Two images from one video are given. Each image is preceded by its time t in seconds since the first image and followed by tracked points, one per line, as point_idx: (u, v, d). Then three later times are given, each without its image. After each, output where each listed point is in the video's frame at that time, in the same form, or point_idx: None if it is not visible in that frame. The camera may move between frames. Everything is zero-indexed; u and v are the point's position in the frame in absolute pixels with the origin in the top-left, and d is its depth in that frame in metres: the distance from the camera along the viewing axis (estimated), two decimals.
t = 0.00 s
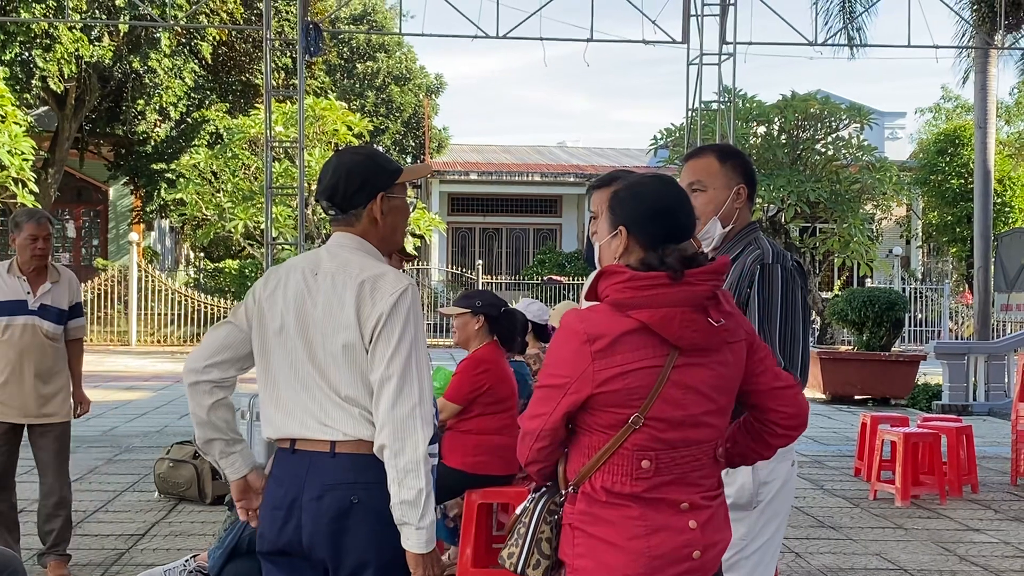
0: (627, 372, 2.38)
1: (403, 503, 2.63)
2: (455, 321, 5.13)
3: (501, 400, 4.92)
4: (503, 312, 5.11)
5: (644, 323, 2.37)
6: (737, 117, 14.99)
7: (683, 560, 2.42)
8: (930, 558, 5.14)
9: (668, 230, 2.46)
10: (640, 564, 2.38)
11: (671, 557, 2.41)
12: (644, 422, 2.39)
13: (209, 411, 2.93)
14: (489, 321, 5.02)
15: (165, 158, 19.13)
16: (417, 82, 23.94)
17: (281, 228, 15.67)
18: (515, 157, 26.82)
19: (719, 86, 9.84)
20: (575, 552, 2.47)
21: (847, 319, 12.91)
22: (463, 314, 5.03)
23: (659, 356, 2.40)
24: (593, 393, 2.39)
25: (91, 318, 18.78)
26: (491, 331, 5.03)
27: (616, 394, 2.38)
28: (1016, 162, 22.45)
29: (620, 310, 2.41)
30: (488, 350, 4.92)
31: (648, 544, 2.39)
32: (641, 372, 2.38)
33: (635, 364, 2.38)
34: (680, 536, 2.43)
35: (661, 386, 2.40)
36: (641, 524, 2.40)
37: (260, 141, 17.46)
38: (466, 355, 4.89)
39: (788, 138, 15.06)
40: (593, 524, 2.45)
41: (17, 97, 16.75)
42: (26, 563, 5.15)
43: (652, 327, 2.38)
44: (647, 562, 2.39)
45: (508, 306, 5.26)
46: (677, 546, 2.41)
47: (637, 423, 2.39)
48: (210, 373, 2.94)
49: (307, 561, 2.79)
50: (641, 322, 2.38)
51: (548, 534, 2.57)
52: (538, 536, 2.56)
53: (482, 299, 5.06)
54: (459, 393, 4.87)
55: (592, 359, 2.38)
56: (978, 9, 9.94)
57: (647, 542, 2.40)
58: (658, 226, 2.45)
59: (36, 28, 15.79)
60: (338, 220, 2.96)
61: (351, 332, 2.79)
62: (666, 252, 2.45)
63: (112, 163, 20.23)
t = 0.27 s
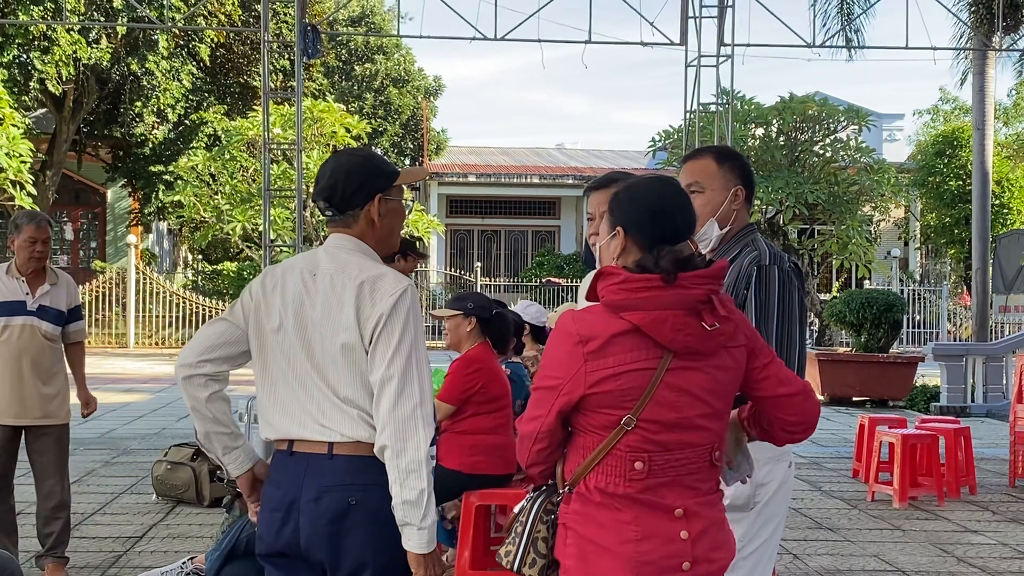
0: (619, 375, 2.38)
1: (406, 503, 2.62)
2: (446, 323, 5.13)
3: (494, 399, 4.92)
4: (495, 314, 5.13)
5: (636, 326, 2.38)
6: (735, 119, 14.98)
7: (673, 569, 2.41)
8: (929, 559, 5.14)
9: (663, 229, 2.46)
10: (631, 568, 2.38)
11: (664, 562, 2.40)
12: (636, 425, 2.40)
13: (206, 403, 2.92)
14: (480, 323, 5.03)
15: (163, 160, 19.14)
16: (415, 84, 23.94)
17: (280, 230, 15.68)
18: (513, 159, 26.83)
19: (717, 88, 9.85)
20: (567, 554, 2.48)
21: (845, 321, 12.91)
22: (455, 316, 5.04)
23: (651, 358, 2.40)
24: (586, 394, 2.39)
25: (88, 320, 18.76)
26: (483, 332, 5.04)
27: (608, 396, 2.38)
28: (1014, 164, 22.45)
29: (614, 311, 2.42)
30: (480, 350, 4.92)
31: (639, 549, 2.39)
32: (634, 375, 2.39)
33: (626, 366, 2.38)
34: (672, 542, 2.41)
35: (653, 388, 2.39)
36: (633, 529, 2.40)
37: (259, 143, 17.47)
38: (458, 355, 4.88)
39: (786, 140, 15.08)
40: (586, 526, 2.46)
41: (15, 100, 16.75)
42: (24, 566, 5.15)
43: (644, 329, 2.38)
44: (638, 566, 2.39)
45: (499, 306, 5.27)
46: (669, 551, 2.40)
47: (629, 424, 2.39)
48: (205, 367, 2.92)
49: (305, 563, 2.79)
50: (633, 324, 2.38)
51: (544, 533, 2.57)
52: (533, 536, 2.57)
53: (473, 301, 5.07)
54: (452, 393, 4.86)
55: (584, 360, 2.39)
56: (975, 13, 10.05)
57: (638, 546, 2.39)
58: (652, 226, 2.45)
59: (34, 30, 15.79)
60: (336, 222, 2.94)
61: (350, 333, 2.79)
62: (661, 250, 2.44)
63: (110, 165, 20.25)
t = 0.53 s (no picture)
0: (617, 380, 2.39)
1: (405, 505, 2.62)
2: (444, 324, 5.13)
3: (491, 400, 4.91)
4: (493, 316, 5.12)
5: (634, 330, 2.37)
6: (733, 120, 14.98)
7: None
8: (926, 560, 5.14)
9: (637, 222, 2.42)
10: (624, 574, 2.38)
11: (659, 569, 2.39)
12: (635, 430, 2.39)
13: (206, 408, 2.92)
14: (478, 325, 5.01)
15: (161, 163, 19.14)
16: (414, 86, 23.91)
17: (278, 232, 15.68)
18: (511, 160, 26.83)
19: (715, 90, 9.85)
20: (566, 556, 2.50)
21: (843, 322, 12.91)
22: (453, 318, 5.04)
23: (651, 364, 2.40)
24: (586, 398, 2.41)
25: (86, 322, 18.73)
26: (480, 334, 5.03)
27: (608, 400, 2.39)
28: (1013, 165, 22.46)
29: (614, 315, 2.42)
30: (476, 352, 4.92)
31: (632, 556, 2.38)
32: (631, 380, 2.39)
33: (624, 372, 2.39)
34: (668, 552, 2.40)
35: (652, 394, 2.39)
36: (628, 535, 2.39)
37: (257, 146, 17.47)
38: (454, 356, 4.88)
39: (784, 141, 15.09)
40: (585, 529, 2.46)
41: (13, 101, 16.73)
42: (22, 568, 5.15)
43: (642, 334, 2.38)
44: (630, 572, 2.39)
45: (497, 308, 5.25)
46: (664, 561, 2.40)
47: (629, 429, 2.39)
48: (202, 374, 2.92)
49: (304, 565, 2.79)
50: (633, 328, 2.38)
51: (548, 533, 2.60)
52: (538, 535, 2.60)
53: (471, 303, 5.06)
54: (448, 394, 4.86)
55: (585, 364, 2.40)
56: (974, 14, 10.13)
57: (633, 552, 2.39)
58: (627, 223, 2.43)
59: (32, 32, 15.77)
60: (337, 221, 2.92)
61: (350, 335, 2.79)
62: (632, 243, 2.41)
63: (108, 167, 20.24)
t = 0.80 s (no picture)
0: (620, 381, 2.39)
1: (406, 499, 2.63)
2: (444, 326, 5.13)
3: (490, 401, 4.90)
4: (494, 318, 5.12)
5: (637, 331, 2.37)
6: (732, 121, 14.99)
7: None
8: (925, 562, 5.14)
9: (640, 224, 2.42)
10: None
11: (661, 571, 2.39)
12: (638, 431, 2.40)
13: (212, 420, 2.93)
14: (478, 327, 5.01)
15: (160, 164, 19.14)
16: (412, 87, 23.94)
17: (276, 233, 15.70)
18: (510, 161, 26.85)
19: (713, 90, 9.87)
20: (570, 557, 2.51)
21: (841, 323, 12.91)
22: (454, 319, 5.04)
23: (654, 365, 2.40)
24: (589, 400, 2.41)
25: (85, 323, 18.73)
26: (480, 335, 5.03)
27: (610, 402, 2.39)
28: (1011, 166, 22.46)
29: (616, 317, 2.42)
30: (476, 353, 4.91)
31: (634, 558, 2.39)
32: (634, 382, 2.39)
33: (628, 373, 2.39)
34: (671, 554, 2.40)
35: (655, 395, 2.39)
36: (630, 537, 2.40)
37: (255, 147, 17.49)
38: (454, 357, 4.87)
39: (782, 142, 15.11)
40: (588, 531, 2.47)
41: (11, 103, 16.74)
42: (21, 569, 5.15)
43: (644, 335, 2.38)
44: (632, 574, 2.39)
45: (498, 310, 5.25)
46: (667, 561, 2.39)
47: (631, 430, 2.39)
48: (206, 384, 2.93)
49: (305, 568, 2.79)
50: (636, 330, 2.38)
51: (552, 535, 2.61)
52: (542, 537, 2.61)
53: (472, 305, 5.06)
54: (447, 395, 4.86)
55: (587, 366, 2.41)
56: (972, 15, 10.17)
57: (635, 555, 2.39)
58: (630, 225, 2.44)
59: (31, 33, 15.79)
60: (344, 221, 2.90)
61: (350, 336, 2.79)
62: (634, 245, 2.42)
63: (107, 168, 20.23)
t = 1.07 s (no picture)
0: (626, 377, 2.38)
1: (407, 483, 2.64)
2: (445, 325, 5.13)
3: (490, 401, 4.90)
4: (494, 318, 5.11)
5: (642, 327, 2.37)
6: (730, 121, 15.00)
7: None
8: (924, 561, 5.14)
9: (643, 223, 2.43)
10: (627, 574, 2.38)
11: (663, 569, 2.39)
12: (642, 428, 2.39)
13: (213, 418, 2.93)
14: (478, 326, 5.00)
15: (158, 164, 19.12)
16: (411, 87, 23.94)
17: (274, 233, 15.71)
18: (508, 161, 26.85)
19: (711, 90, 9.87)
20: (571, 556, 2.50)
21: (840, 322, 12.91)
22: (454, 318, 5.03)
23: (659, 361, 2.39)
24: (594, 396, 2.40)
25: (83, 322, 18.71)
26: (481, 334, 5.02)
27: (615, 398, 2.39)
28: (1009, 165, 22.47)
29: (620, 313, 2.42)
30: (477, 352, 4.91)
31: (636, 555, 2.38)
32: (639, 378, 2.38)
33: (633, 368, 2.38)
34: (673, 551, 2.40)
35: (660, 391, 2.39)
36: (632, 535, 2.39)
37: (254, 147, 17.50)
38: (455, 356, 4.87)
39: (781, 141, 15.11)
40: (590, 529, 2.46)
41: (9, 103, 16.73)
42: (19, 569, 5.15)
43: (649, 331, 2.37)
44: (634, 571, 2.38)
45: (499, 310, 5.25)
46: (669, 559, 2.39)
47: (636, 426, 2.39)
48: (207, 382, 2.93)
49: (306, 567, 2.78)
50: (641, 325, 2.38)
51: (553, 532, 2.60)
52: (542, 535, 2.60)
53: (473, 304, 5.06)
54: (447, 395, 4.86)
55: (593, 362, 2.40)
56: (970, 15, 10.18)
57: (638, 552, 2.39)
58: (633, 224, 2.44)
59: (29, 33, 15.77)
60: (347, 221, 2.91)
61: (349, 330, 2.79)
62: (638, 244, 2.43)
63: (105, 168, 20.21)
